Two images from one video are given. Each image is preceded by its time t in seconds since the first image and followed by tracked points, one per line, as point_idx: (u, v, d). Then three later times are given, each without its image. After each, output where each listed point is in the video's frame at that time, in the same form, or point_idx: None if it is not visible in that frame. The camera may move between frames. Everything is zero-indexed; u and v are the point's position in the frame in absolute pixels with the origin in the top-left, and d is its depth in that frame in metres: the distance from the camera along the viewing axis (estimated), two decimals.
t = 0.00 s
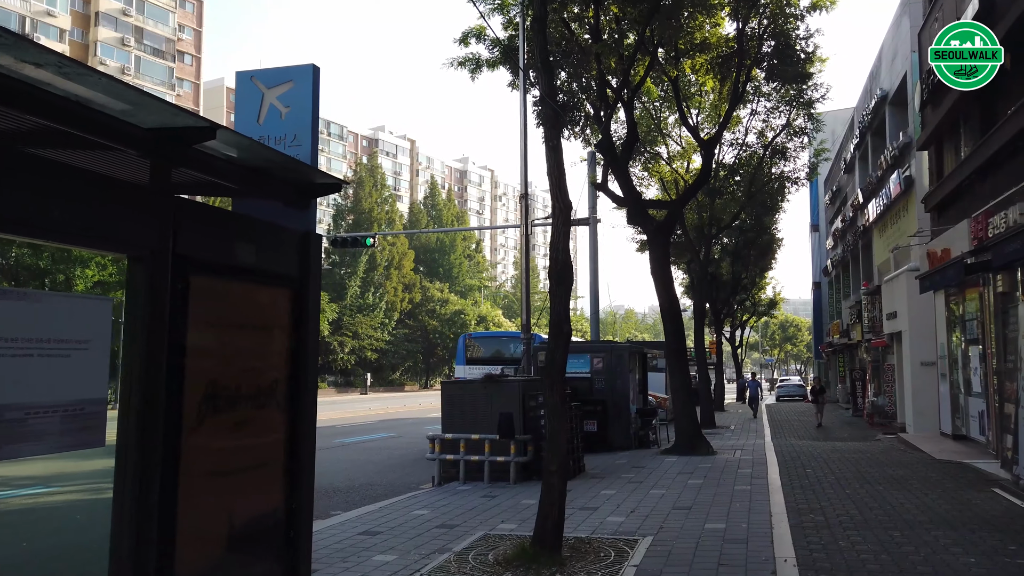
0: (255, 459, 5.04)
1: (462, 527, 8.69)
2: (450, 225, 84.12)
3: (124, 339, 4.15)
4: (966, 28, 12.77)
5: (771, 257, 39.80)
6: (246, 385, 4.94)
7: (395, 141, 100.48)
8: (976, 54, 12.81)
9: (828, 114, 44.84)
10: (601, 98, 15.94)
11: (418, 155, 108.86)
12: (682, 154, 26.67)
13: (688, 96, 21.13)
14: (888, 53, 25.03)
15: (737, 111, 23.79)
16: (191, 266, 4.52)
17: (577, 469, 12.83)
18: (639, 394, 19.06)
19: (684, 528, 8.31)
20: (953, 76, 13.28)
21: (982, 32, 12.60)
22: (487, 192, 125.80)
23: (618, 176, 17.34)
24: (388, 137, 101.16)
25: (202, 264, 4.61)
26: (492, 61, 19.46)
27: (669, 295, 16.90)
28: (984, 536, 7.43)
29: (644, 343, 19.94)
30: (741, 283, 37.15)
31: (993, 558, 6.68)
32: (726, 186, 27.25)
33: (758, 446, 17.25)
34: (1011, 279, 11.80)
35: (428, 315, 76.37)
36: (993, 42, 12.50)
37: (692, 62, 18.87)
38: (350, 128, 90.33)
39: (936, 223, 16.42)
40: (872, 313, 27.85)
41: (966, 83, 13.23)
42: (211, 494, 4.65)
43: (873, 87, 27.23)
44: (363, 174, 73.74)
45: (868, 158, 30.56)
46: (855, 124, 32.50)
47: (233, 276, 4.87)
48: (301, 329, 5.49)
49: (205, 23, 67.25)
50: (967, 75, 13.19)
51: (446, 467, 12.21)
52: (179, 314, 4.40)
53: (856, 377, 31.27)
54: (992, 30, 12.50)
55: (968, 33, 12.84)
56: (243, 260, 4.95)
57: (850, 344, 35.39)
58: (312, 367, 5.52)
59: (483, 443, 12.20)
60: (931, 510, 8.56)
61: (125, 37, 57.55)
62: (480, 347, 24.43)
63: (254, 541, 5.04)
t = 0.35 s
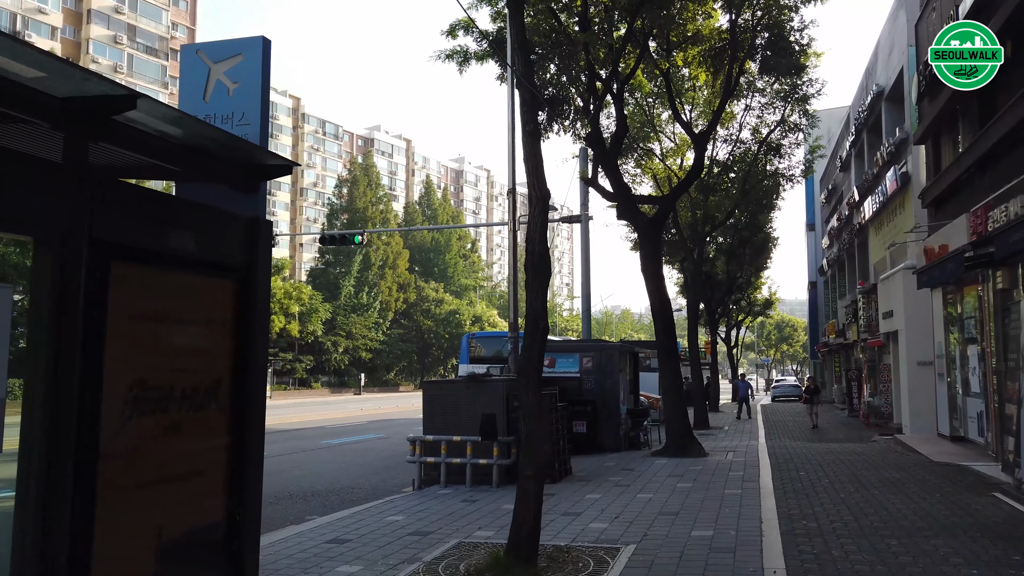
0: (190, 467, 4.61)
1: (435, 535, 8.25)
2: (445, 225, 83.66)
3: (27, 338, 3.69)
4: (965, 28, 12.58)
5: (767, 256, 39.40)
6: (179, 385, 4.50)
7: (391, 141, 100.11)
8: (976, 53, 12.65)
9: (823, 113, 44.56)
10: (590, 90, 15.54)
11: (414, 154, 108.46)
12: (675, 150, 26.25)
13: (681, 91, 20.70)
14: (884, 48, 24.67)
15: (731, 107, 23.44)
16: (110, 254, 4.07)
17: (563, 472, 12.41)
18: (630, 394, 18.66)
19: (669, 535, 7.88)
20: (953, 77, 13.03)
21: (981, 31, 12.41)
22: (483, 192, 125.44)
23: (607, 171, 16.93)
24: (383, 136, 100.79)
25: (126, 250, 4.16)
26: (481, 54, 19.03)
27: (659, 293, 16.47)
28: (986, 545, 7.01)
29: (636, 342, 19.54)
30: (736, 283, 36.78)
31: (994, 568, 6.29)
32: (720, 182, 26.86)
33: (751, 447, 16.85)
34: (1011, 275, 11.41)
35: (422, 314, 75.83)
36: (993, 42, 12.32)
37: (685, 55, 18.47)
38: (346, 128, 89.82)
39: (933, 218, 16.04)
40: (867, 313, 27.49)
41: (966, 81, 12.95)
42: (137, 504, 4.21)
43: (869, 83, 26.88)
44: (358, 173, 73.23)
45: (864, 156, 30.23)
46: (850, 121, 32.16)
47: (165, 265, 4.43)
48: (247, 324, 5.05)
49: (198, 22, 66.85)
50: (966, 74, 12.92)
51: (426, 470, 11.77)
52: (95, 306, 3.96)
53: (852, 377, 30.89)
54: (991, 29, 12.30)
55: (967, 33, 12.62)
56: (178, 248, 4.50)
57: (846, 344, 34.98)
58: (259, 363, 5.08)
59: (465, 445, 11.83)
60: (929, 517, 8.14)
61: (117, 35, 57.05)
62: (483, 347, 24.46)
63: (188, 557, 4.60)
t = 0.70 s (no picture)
0: (102, 467, 4.13)
1: (402, 538, 7.76)
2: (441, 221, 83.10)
3: None
4: (965, 29, 12.31)
5: (763, 250, 38.92)
6: (86, 377, 4.01)
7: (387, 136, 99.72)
8: (976, 54, 12.38)
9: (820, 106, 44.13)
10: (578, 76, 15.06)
11: (410, 150, 107.99)
12: (669, 141, 25.86)
13: (673, 80, 20.20)
14: (881, 37, 24.22)
15: (724, 96, 23.00)
16: None
17: (546, 470, 11.95)
18: (621, 390, 18.19)
19: (650, 538, 7.39)
20: (953, 77, 12.68)
21: (982, 32, 12.15)
22: (479, 189, 124.96)
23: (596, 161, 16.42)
24: (380, 132, 100.34)
25: (19, 222, 3.66)
26: (467, 41, 18.52)
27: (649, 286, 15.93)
28: (986, 549, 6.54)
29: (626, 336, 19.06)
30: (732, 278, 36.33)
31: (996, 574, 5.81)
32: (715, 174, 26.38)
33: (744, 444, 16.39)
34: (1010, 264, 10.94)
35: (418, 311, 75.25)
36: (993, 42, 12.04)
37: (677, 40, 18.00)
38: (341, 123, 89.17)
39: (931, 208, 15.57)
40: (864, 307, 27.01)
41: (966, 82, 12.62)
42: (35, 508, 3.74)
43: (866, 74, 26.42)
44: (352, 168, 72.60)
45: (861, 148, 29.77)
46: (847, 113, 31.73)
47: (68, 240, 3.93)
48: (173, 308, 4.57)
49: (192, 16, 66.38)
50: (967, 75, 12.61)
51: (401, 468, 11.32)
52: None
53: (849, 373, 30.42)
54: (992, 30, 12.03)
55: (968, 34, 12.38)
56: (85, 221, 4.01)
57: (843, 339, 34.51)
58: (186, 350, 4.61)
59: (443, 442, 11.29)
60: (926, 518, 7.67)
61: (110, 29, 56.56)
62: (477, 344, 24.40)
63: (100, 566, 4.12)
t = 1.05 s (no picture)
0: None
1: (366, 541, 7.32)
2: (433, 214, 82.53)
3: None
4: (964, 28, 11.81)
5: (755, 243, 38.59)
6: None
7: (379, 129, 99.12)
8: (976, 53, 11.73)
9: (813, 98, 43.83)
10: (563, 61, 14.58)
11: (403, 144, 107.41)
12: (660, 131, 25.45)
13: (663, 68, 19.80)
14: (874, 26, 23.83)
15: (714, 85, 22.58)
16: None
17: (527, 468, 11.52)
18: (607, 385, 17.78)
19: (628, 542, 6.95)
20: (952, 76, 11.94)
21: (981, 31, 11.66)
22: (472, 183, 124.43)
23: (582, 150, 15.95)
24: (372, 125, 99.74)
25: None
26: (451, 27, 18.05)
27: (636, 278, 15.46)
28: (984, 554, 6.10)
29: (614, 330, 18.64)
30: (723, 271, 36.00)
31: None
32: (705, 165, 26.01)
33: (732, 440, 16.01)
34: (1008, 254, 10.54)
35: (409, 305, 74.69)
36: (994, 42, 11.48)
37: (666, 25, 17.54)
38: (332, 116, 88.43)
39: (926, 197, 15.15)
40: (856, 300, 26.67)
41: (964, 82, 11.89)
42: None
43: (858, 63, 26.06)
44: (342, 161, 71.94)
45: (853, 140, 29.41)
46: (840, 104, 31.37)
47: None
48: (89, 295, 3.73)
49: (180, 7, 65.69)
50: (965, 76, 11.92)
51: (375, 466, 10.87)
52: None
53: (841, 367, 30.10)
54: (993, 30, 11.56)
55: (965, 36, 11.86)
56: None
57: (835, 333, 34.18)
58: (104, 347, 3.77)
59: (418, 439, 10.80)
60: (919, 520, 7.24)
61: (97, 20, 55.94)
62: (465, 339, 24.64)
63: None
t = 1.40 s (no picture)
0: None
1: (325, 547, 6.89)
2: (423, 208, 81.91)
3: None
4: (964, 27, 10.97)
5: (745, 237, 38.24)
6: None
7: (370, 122, 98.37)
8: (976, 54, 10.86)
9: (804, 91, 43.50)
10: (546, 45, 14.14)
11: (394, 137, 106.69)
12: (647, 121, 25.03)
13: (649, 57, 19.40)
14: (865, 15, 23.46)
15: (703, 74, 22.19)
16: None
17: (504, 466, 11.10)
18: (591, 379, 17.38)
19: (601, 547, 6.53)
20: (952, 77, 11.07)
21: (982, 31, 10.84)
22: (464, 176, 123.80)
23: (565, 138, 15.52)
24: (363, 118, 99.00)
25: None
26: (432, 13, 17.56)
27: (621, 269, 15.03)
28: (978, 562, 5.71)
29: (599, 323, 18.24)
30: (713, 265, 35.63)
31: None
32: (694, 157, 25.61)
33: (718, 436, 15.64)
34: (1002, 245, 10.16)
35: (399, 300, 74.12)
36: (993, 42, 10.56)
37: (652, 11, 17.11)
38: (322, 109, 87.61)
39: (917, 186, 14.80)
40: (846, 294, 26.33)
41: (964, 83, 11.04)
42: None
43: (850, 54, 25.70)
44: (331, 154, 71.20)
45: (844, 132, 29.06)
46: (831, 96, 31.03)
47: None
48: None
49: None
50: (965, 76, 11.07)
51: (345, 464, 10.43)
52: None
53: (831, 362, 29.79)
54: (994, 29, 10.75)
55: (966, 35, 11.05)
56: None
57: (825, 327, 33.88)
58: None
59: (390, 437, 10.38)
60: (908, 523, 6.87)
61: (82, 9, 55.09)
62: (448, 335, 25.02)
63: None
